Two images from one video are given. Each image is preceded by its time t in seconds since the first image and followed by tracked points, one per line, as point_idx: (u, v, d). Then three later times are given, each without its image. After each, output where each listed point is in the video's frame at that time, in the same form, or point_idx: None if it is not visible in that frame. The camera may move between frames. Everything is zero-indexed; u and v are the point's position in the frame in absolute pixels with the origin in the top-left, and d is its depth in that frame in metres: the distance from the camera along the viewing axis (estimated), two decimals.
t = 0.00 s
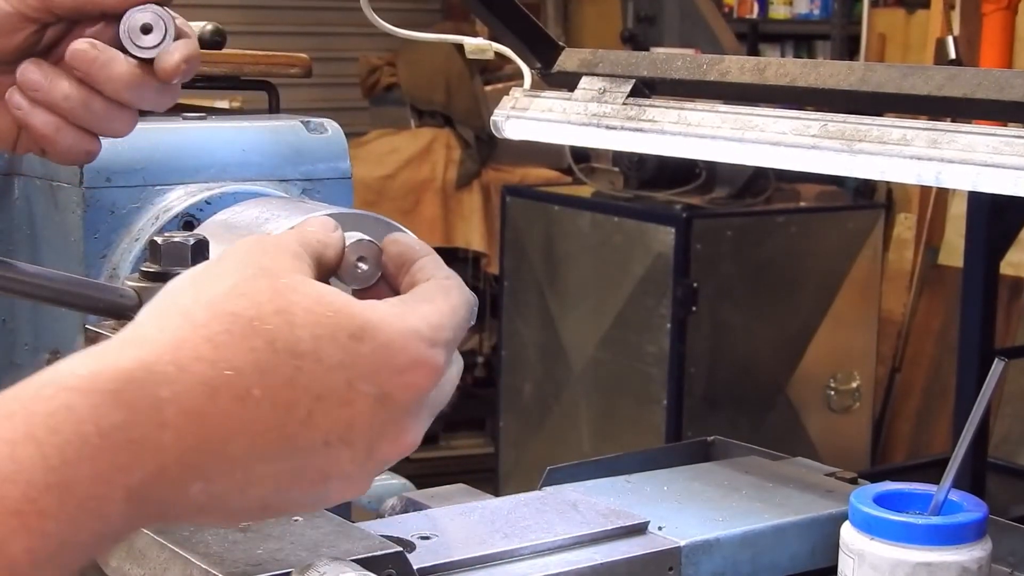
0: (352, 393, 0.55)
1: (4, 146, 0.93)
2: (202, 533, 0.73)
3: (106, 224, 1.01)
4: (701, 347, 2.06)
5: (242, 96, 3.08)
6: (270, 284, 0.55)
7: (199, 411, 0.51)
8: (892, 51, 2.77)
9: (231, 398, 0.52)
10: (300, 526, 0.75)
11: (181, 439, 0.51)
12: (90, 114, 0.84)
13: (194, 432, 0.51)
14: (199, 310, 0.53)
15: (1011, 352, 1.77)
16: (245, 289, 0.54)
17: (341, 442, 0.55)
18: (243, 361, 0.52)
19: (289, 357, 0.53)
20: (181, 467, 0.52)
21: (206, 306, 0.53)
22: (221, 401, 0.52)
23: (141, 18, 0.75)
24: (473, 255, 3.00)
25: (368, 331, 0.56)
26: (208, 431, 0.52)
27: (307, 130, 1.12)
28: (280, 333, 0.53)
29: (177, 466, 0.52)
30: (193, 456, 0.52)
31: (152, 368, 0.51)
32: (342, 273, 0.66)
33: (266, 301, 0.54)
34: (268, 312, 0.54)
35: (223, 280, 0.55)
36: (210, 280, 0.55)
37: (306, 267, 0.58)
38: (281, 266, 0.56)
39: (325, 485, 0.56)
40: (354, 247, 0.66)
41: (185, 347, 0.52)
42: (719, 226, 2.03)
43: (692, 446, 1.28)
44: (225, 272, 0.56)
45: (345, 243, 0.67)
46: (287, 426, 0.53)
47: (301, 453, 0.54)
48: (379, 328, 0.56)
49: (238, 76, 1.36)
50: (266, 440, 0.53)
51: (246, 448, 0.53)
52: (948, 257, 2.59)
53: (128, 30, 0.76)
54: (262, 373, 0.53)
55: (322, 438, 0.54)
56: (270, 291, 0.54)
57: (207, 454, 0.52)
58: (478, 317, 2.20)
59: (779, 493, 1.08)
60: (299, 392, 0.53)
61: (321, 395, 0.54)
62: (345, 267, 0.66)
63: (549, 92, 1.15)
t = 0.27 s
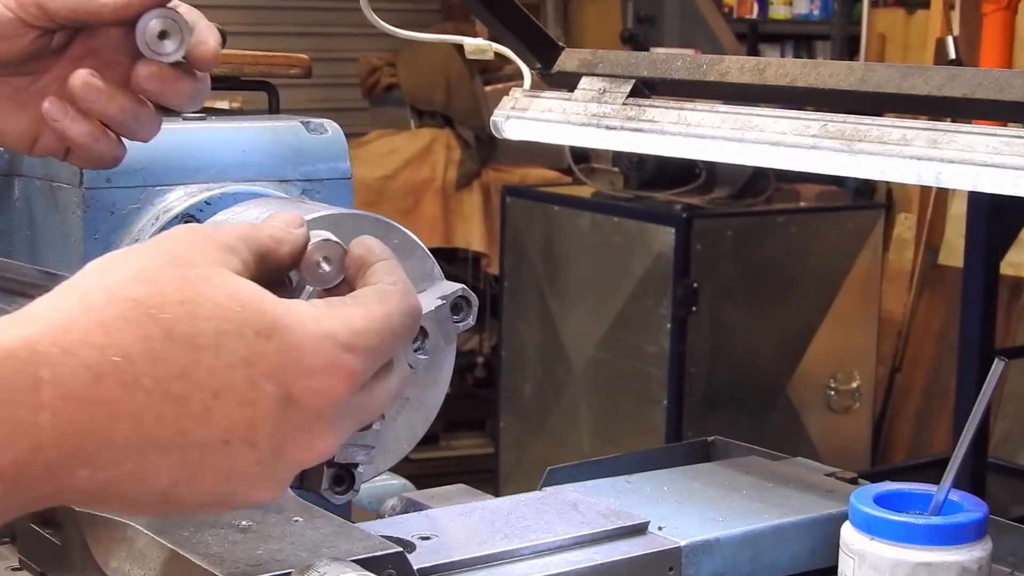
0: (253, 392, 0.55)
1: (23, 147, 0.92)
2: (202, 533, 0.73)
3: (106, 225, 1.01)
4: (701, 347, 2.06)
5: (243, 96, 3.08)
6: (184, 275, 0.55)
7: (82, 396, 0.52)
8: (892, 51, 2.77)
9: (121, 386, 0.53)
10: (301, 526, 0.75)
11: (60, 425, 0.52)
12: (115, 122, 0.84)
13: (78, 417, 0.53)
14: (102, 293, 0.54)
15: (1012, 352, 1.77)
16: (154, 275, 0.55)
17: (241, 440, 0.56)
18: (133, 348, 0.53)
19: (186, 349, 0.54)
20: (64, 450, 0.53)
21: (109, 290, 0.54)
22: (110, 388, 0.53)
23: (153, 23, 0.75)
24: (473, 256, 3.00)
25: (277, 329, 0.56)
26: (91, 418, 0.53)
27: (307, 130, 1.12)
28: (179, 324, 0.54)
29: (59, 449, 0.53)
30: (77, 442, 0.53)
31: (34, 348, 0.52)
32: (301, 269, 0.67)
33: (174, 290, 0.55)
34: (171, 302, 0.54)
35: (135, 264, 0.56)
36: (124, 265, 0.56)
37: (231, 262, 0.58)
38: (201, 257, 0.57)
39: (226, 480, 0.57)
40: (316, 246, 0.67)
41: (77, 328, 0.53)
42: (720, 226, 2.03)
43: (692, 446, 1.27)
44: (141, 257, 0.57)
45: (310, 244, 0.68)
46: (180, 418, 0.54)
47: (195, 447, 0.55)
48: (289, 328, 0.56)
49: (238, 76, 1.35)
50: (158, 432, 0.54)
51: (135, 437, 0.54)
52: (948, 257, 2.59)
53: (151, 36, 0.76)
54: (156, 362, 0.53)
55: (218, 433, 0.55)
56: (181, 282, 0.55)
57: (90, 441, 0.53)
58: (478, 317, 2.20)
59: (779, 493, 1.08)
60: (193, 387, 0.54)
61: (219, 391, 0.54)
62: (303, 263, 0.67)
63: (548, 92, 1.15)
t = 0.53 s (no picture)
0: (249, 436, 0.53)
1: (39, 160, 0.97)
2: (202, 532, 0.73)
3: (106, 224, 1.01)
4: (701, 347, 2.06)
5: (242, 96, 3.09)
6: (179, 312, 0.54)
7: (71, 441, 0.50)
8: (892, 51, 2.77)
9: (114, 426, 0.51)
10: (301, 527, 0.74)
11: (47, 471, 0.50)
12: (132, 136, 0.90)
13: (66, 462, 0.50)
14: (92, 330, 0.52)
15: (1011, 352, 1.77)
16: (147, 312, 0.53)
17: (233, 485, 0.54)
18: (124, 390, 0.51)
19: (182, 390, 0.52)
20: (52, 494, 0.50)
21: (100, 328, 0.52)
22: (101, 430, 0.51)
23: (168, 43, 0.78)
24: (473, 256, 3.00)
25: (277, 370, 0.54)
26: (77, 464, 0.51)
27: (307, 130, 1.12)
28: (175, 364, 0.52)
29: (44, 496, 0.51)
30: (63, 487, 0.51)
31: (21, 389, 0.49)
32: (316, 301, 0.63)
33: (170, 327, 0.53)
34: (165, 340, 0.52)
35: (126, 302, 0.54)
36: (112, 301, 0.54)
37: (228, 297, 0.56)
38: (197, 293, 0.55)
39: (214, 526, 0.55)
40: (332, 278, 0.63)
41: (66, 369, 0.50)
42: (719, 226, 2.03)
43: (691, 446, 1.27)
44: (131, 293, 0.54)
45: (325, 275, 0.64)
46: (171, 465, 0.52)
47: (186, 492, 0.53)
48: (289, 370, 0.54)
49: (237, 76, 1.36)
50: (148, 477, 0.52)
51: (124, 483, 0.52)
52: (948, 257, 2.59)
53: (169, 52, 0.79)
54: (150, 403, 0.51)
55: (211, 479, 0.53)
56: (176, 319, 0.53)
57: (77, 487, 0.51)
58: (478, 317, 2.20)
59: (779, 493, 1.08)
60: (188, 431, 0.52)
61: (214, 434, 0.53)
62: (318, 294, 0.63)
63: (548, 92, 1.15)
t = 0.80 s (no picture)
0: (313, 449, 0.56)
1: (44, 161, 0.97)
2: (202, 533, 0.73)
3: (106, 225, 1.01)
4: (701, 347, 2.07)
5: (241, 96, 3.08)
6: (240, 326, 0.57)
7: (141, 459, 0.54)
8: (891, 51, 2.77)
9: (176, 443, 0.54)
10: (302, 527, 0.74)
11: (117, 488, 0.54)
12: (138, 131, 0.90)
13: (135, 479, 0.54)
14: (159, 348, 0.55)
15: (1011, 352, 1.77)
16: (211, 330, 0.56)
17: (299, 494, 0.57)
18: (191, 407, 0.54)
19: (246, 405, 0.55)
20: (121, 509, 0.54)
21: (165, 347, 0.55)
22: (168, 447, 0.54)
23: (180, 57, 0.79)
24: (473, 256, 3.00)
25: (338, 381, 0.57)
26: (147, 480, 0.54)
27: (306, 130, 1.12)
28: (239, 382, 0.55)
29: (118, 509, 0.54)
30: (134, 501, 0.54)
31: (90, 410, 0.53)
32: (361, 302, 0.66)
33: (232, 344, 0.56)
34: (228, 358, 0.56)
35: (191, 318, 0.57)
36: (177, 316, 0.57)
37: (289, 310, 0.59)
38: (257, 306, 0.58)
39: (283, 532, 0.59)
40: (379, 281, 0.67)
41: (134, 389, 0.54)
42: (719, 226, 2.04)
43: (691, 447, 1.27)
44: (197, 307, 0.58)
45: (370, 278, 0.67)
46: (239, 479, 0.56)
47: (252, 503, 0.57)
48: (352, 383, 0.57)
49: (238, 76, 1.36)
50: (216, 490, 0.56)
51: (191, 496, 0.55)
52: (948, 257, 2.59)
53: (182, 65, 0.79)
54: (213, 421, 0.55)
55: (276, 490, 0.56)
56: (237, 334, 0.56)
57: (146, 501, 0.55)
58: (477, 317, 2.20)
59: (779, 493, 1.08)
60: (254, 445, 0.55)
61: (278, 448, 0.56)
62: (363, 296, 0.66)
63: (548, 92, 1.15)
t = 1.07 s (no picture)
0: (333, 331, 0.58)
1: None
2: (202, 533, 0.73)
3: (106, 225, 1.00)
4: (701, 347, 2.07)
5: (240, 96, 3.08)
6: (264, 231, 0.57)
7: (184, 349, 0.54)
8: (891, 51, 2.77)
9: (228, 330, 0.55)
10: (302, 527, 0.74)
11: (169, 383, 0.54)
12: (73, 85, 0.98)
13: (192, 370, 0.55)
14: (188, 252, 0.56)
15: (1011, 352, 1.77)
16: (230, 231, 0.57)
17: (322, 378, 0.59)
18: (225, 299, 0.55)
19: (271, 299, 0.56)
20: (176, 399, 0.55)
21: (199, 247, 0.56)
22: (210, 341, 0.55)
23: (88, 40, 0.98)
24: (473, 256, 3.00)
25: (352, 273, 0.58)
26: (198, 373, 0.55)
27: (306, 131, 1.12)
28: (264, 275, 0.56)
29: (164, 397, 0.55)
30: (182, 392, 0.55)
31: (139, 308, 0.54)
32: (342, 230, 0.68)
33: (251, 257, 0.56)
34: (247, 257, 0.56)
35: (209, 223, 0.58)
36: (192, 235, 0.57)
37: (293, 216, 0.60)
38: (267, 214, 0.59)
39: (310, 418, 0.60)
40: (354, 212, 0.69)
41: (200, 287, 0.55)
42: (719, 226, 2.04)
43: (691, 446, 1.27)
44: (210, 219, 0.58)
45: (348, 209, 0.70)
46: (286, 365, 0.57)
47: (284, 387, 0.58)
48: (360, 272, 0.58)
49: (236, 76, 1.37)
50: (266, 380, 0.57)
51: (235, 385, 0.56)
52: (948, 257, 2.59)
53: (87, 45, 0.97)
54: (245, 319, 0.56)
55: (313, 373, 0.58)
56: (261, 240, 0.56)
57: (198, 394, 0.56)
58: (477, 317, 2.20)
59: (779, 493, 1.08)
60: (283, 331, 0.57)
61: (306, 334, 0.58)
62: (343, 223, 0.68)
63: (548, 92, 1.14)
